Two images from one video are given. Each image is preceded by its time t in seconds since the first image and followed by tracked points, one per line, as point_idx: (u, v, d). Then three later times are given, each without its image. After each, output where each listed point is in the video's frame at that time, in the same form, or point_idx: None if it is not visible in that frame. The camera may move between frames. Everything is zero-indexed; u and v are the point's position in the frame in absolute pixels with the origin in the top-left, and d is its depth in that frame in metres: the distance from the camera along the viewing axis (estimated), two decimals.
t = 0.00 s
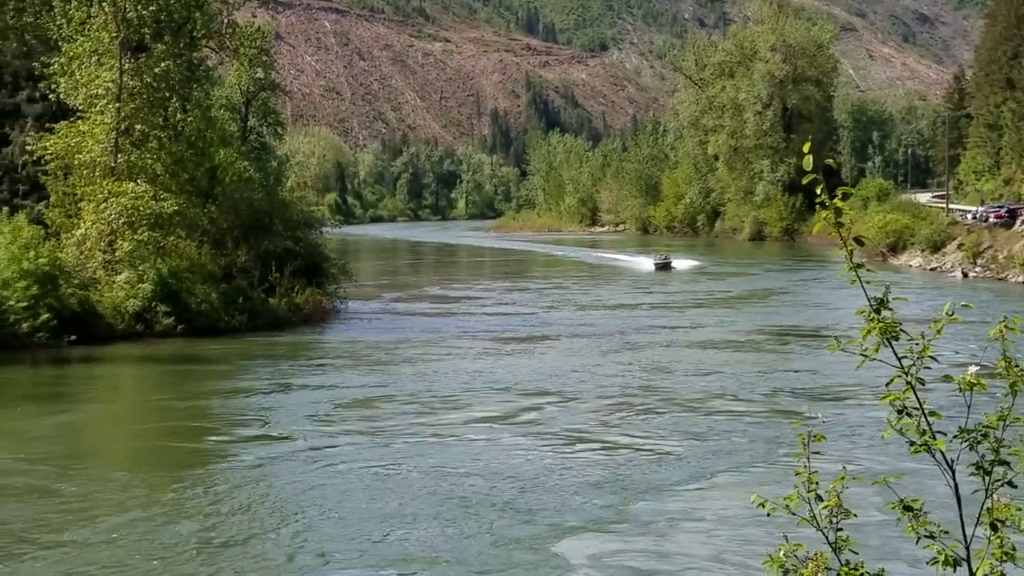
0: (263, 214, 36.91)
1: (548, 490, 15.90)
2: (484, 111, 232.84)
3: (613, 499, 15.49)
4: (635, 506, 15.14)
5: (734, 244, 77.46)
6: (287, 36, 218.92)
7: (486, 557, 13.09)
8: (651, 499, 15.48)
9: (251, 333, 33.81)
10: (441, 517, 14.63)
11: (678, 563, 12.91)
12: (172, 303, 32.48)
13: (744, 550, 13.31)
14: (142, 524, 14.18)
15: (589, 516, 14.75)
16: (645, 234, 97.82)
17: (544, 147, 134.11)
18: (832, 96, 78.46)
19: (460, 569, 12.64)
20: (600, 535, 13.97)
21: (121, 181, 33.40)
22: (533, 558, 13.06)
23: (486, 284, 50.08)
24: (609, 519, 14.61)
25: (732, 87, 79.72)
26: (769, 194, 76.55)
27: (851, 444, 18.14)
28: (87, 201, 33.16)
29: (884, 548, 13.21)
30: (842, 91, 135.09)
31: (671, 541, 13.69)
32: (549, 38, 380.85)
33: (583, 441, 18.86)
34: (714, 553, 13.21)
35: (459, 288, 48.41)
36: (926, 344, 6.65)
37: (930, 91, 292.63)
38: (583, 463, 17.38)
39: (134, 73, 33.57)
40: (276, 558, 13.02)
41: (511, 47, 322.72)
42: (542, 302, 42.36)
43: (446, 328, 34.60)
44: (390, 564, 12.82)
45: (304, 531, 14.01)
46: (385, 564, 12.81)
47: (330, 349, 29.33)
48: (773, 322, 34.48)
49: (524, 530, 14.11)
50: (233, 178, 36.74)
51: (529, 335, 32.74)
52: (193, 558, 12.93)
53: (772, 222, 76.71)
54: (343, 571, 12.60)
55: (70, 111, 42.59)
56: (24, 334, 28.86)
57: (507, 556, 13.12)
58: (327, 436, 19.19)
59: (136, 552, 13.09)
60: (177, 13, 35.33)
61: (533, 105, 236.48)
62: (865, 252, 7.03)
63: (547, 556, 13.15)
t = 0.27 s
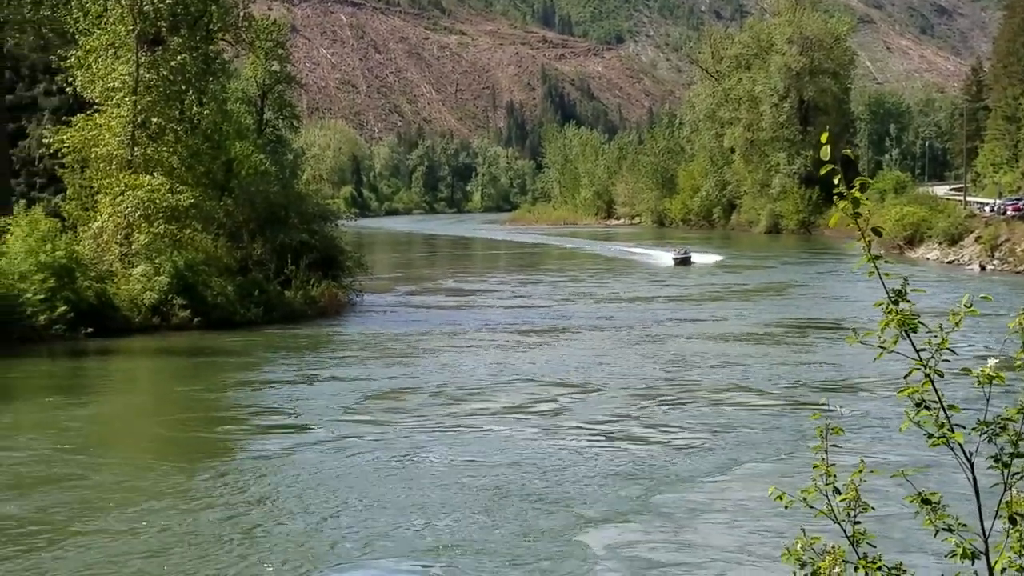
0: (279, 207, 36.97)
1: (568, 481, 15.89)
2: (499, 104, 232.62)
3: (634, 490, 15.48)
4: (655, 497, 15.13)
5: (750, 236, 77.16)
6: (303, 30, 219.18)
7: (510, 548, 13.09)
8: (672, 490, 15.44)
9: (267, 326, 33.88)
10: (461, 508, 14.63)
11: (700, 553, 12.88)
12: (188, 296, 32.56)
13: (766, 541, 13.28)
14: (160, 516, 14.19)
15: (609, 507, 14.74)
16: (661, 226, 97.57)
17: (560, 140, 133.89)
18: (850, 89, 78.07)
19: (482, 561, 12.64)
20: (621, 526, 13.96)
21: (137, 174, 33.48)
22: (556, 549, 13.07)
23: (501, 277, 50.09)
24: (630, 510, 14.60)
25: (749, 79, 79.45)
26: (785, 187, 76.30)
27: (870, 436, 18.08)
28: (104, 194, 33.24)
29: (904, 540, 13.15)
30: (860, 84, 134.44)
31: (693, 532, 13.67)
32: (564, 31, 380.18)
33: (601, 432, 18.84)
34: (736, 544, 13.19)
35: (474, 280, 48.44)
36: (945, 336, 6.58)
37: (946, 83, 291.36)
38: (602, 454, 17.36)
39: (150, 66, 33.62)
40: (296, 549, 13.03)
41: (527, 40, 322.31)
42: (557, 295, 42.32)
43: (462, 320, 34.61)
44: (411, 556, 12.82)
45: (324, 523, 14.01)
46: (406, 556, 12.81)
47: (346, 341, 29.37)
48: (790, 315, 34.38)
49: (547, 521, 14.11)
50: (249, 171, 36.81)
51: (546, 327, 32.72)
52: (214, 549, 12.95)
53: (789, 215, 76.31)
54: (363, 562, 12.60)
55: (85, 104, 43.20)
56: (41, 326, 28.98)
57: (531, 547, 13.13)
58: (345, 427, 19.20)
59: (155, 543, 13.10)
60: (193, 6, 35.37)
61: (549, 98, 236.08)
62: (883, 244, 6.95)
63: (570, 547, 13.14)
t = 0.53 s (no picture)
0: (289, 196, 36.96)
1: (584, 469, 15.88)
2: (509, 92, 232.29)
3: (648, 478, 15.46)
4: (670, 485, 15.11)
5: (759, 226, 76.94)
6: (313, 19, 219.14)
7: (527, 534, 13.11)
8: (687, 478, 15.43)
9: (276, 314, 33.90)
10: (475, 495, 14.63)
11: (716, 541, 12.88)
12: (197, 284, 32.58)
13: (780, 529, 13.28)
14: (171, 502, 14.25)
15: (625, 493, 14.73)
16: (670, 216, 97.18)
17: (569, 129, 133.61)
18: (861, 78, 77.75)
19: (495, 547, 12.65)
20: (637, 513, 13.94)
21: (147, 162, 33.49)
22: (575, 536, 13.08)
23: (508, 266, 50.01)
24: (645, 498, 14.58)
25: (760, 69, 79.21)
26: (795, 176, 75.84)
27: (881, 426, 18.02)
28: (114, 182, 33.26)
29: (914, 531, 13.12)
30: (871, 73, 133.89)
31: (708, 520, 13.66)
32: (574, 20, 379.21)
33: (615, 421, 18.82)
34: (752, 532, 13.19)
35: (483, 270, 48.35)
36: (957, 327, 6.47)
37: (958, 72, 289.69)
38: (617, 442, 17.35)
39: (160, 54, 33.59)
40: (308, 535, 13.05)
41: (536, 29, 321.71)
42: (568, 285, 42.28)
43: (472, 310, 34.59)
44: (424, 542, 12.82)
45: (335, 509, 14.04)
46: (419, 543, 12.81)
47: (356, 330, 29.36)
48: (800, 304, 34.29)
49: (561, 508, 14.11)
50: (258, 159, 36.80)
51: (557, 316, 32.70)
52: (225, 535, 12.99)
53: (799, 204, 75.99)
54: (375, 548, 12.62)
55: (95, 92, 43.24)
56: (51, 315, 29.04)
57: (548, 534, 13.14)
58: (358, 415, 19.21)
59: (167, 529, 13.16)
60: None
61: (558, 87, 235.67)
62: (895, 233, 6.85)
63: (587, 534, 13.16)
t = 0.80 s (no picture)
0: (297, 189, 36.95)
1: (592, 462, 15.86)
2: (517, 86, 231.94)
3: (657, 471, 15.43)
4: (682, 478, 15.10)
5: (767, 219, 76.66)
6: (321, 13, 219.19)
7: (541, 526, 13.11)
8: (698, 472, 15.40)
9: (284, 308, 33.91)
10: (486, 488, 14.61)
11: (728, 534, 12.86)
12: (206, 278, 32.60)
13: (793, 522, 13.25)
14: (182, 492, 14.27)
15: (636, 487, 14.71)
16: (678, 210, 96.91)
17: (577, 122, 133.38)
18: (870, 71, 77.47)
19: (507, 539, 12.63)
20: (649, 506, 13.91)
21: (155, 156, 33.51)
22: (588, 528, 13.07)
23: (515, 260, 49.93)
24: (658, 491, 14.56)
25: (769, 62, 78.99)
26: (804, 170, 75.52)
27: (891, 420, 17.97)
28: (122, 175, 33.28)
29: (924, 526, 13.07)
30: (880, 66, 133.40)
31: (718, 513, 13.63)
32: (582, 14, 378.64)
33: (625, 414, 18.79)
34: (765, 524, 13.16)
35: (489, 263, 48.26)
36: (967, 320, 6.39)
37: (967, 65, 288.49)
38: (627, 436, 17.33)
39: (168, 47, 33.58)
40: (320, 526, 13.05)
41: (545, 23, 321.25)
42: (576, 279, 42.23)
43: (479, 303, 34.56)
44: (434, 534, 12.81)
45: (345, 501, 14.04)
46: (431, 534, 12.80)
47: (365, 323, 29.37)
48: (809, 297, 34.21)
49: (571, 500, 14.10)
50: (266, 153, 36.79)
51: (566, 310, 32.68)
52: (236, 526, 12.98)
53: (807, 198, 75.55)
54: (387, 539, 12.62)
55: (103, 86, 43.35)
56: (60, 308, 29.09)
57: (558, 526, 13.14)
58: (368, 407, 19.22)
59: (178, 520, 13.17)
60: None
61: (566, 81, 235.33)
62: (905, 227, 6.77)
63: (598, 526, 13.16)
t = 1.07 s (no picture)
0: (301, 183, 36.88)
1: (595, 454, 15.87)
2: (521, 80, 231.81)
3: (659, 463, 15.43)
4: (688, 472, 15.08)
5: (771, 214, 76.59)
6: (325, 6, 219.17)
7: (548, 519, 13.08)
8: (703, 465, 15.39)
9: (287, 302, 33.92)
10: (492, 480, 14.60)
11: (734, 527, 12.86)
12: (210, 272, 32.62)
13: (799, 515, 13.23)
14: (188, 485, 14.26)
15: (642, 480, 14.70)
16: (682, 204, 96.77)
17: (582, 116, 133.17)
18: (874, 66, 77.31)
19: (513, 532, 12.61)
20: (655, 498, 13.90)
21: (159, 149, 33.53)
22: (595, 521, 13.06)
23: (518, 254, 49.93)
24: (664, 484, 14.55)
25: (773, 56, 78.88)
26: (808, 164, 75.37)
27: (892, 414, 17.95)
28: (126, 169, 33.28)
29: (929, 520, 13.04)
30: (885, 60, 133.03)
31: (722, 505, 13.64)
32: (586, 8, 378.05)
33: (630, 408, 18.78)
34: (771, 518, 13.14)
35: (492, 258, 48.24)
36: (972, 315, 6.34)
37: (971, 59, 288.03)
38: (633, 429, 17.32)
39: (172, 41, 33.57)
40: (326, 518, 13.04)
41: (549, 17, 320.86)
42: (578, 273, 42.19)
43: (482, 298, 34.53)
44: (440, 527, 12.82)
45: (351, 493, 14.03)
46: (436, 527, 12.80)
47: (366, 317, 29.34)
48: (813, 292, 34.18)
49: (577, 492, 14.12)
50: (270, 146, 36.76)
51: (570, 304, 32.68)
52: (242, 516, 13.04)
53: (811, 192, 75.46)
54: (392, 531, 12.61)
55: (107, 79, 43.43)
56: (64, 302, 29.11)
57: (562, 518, 13.14)
58: (373, 401, 19.21)
59: (184, 512, 13.16)
60: None
61: (570, 75, 234.97)
62: (911, 221, 6.73)
63: (604, 518, 13.15)
